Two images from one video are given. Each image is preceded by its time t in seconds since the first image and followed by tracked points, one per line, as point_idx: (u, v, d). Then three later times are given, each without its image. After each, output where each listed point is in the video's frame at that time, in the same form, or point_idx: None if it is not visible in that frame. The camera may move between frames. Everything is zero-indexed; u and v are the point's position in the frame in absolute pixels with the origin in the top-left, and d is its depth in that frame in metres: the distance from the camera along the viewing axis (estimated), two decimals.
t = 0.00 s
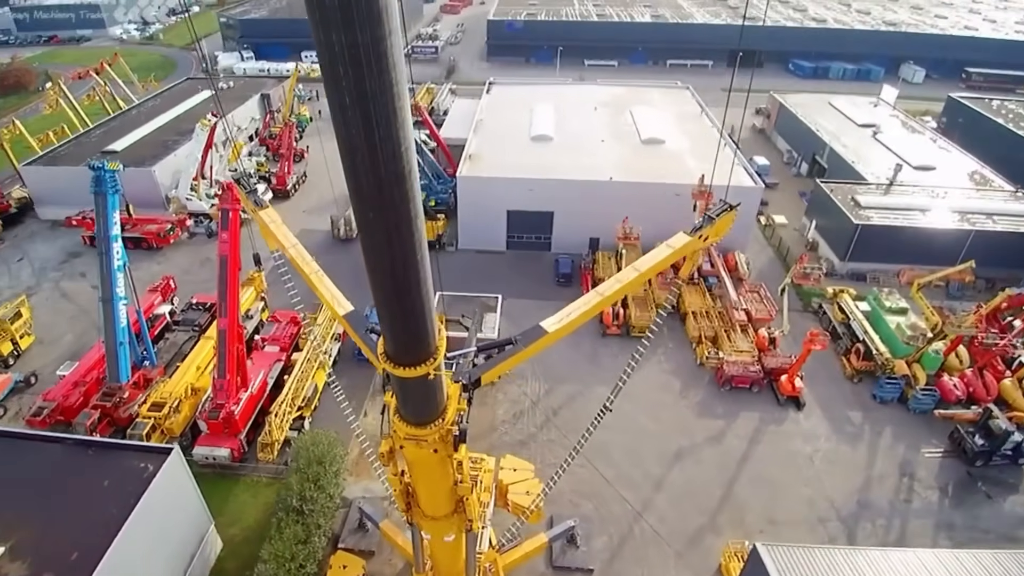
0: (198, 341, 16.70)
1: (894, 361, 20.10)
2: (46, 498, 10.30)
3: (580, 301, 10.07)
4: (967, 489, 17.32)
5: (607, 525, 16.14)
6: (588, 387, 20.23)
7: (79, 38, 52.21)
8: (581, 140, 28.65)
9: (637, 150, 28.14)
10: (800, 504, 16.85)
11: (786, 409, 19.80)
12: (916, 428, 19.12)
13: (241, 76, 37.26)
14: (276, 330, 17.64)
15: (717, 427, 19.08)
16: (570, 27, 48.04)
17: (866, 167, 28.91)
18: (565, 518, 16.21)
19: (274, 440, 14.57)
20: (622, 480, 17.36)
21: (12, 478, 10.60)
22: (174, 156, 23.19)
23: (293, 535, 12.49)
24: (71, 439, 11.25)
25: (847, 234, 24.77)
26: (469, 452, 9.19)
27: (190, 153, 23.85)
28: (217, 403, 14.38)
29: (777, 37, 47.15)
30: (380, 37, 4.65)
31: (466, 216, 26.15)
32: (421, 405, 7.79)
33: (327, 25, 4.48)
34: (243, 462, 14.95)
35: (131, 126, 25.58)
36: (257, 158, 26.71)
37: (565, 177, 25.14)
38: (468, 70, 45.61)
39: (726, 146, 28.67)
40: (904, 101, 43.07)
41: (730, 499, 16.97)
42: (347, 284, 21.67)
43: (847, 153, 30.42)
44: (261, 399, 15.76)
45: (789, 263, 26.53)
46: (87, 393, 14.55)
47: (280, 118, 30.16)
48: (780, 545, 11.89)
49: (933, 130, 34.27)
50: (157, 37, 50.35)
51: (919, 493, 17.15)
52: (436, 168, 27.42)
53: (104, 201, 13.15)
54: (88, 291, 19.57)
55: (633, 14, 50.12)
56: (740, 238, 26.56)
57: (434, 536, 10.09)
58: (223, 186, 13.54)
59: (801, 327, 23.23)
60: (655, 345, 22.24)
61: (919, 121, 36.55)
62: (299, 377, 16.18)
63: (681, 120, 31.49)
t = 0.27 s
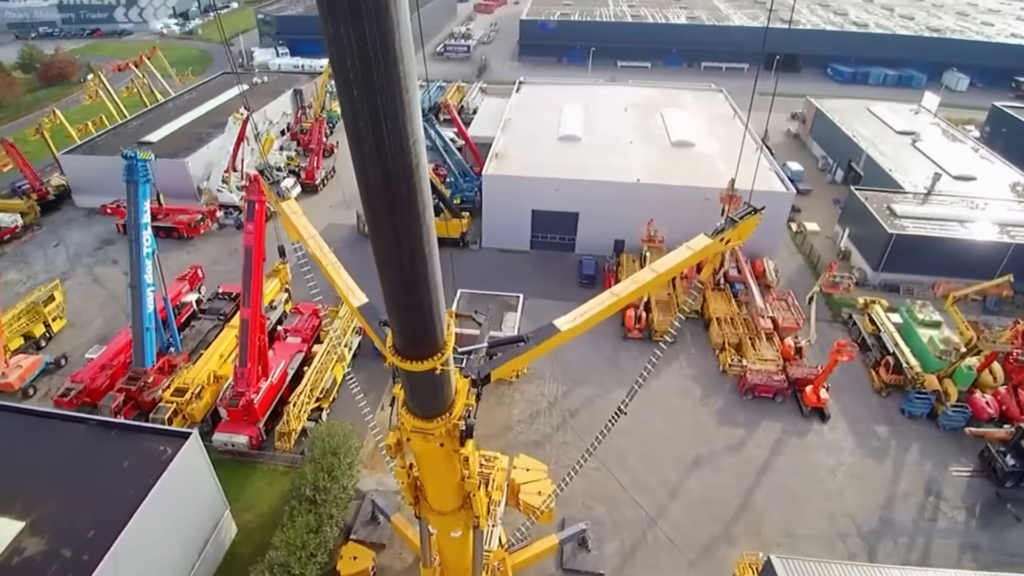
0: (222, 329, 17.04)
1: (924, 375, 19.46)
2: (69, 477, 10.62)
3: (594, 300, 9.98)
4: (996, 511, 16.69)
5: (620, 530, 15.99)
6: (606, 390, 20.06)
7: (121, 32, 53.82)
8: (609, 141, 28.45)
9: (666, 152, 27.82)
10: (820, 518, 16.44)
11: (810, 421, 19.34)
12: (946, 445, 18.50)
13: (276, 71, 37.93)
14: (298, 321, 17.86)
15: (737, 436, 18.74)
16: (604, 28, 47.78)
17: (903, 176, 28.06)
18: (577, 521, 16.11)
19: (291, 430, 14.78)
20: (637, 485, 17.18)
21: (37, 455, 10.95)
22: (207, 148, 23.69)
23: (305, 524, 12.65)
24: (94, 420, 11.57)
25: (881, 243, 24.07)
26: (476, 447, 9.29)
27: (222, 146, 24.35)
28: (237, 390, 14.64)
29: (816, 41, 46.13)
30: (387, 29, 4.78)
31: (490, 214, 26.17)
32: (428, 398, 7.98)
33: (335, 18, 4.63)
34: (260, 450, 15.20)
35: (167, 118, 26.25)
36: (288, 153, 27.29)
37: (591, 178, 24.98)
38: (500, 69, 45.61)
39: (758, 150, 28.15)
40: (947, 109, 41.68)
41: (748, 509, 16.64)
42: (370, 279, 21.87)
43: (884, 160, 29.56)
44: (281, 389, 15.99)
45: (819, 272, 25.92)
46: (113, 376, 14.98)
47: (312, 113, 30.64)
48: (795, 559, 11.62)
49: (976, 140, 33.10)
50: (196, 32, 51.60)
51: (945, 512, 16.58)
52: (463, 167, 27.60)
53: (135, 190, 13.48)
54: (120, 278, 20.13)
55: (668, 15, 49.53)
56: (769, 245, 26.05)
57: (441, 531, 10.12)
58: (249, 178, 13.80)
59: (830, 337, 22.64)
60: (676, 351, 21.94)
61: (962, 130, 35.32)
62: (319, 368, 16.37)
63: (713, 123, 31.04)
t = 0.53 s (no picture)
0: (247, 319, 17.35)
1: (958, 392, 18.78)
2: (93, 455, 10.94)
3: (611, 300, 9.86)
4: None
5: (634, 535, 15.82)
6: (626, 393, 19.86)
7: (163, 26, 55.33)
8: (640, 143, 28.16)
9: (697, 155, 27.44)
10: (841, 533, 15.99)
11: (835, 433, 18.84)
12: (978, 464, 17.83)
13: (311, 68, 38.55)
14: (322, 313, 18.07)
15: (759, 446, 18.36)
16: (638, 29, 47.28)
17: (944, 186, 27.13)
18: (590, 524, 15.97)
19: (311, 420, 14.98)
20: (653, 491, 16.97)
21: (65, 433, 11.33)
22: (240, 141, 24.20)
23: (319, 513, 12.81)
24: (120, 402, 11.91)
25: (917, 254, 23.33)
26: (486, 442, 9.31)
27: (255, 139, 24.84)
28: (260, 379, 14.89)
29: (857, 45, 44.91)
30: (398, 21, 4.91)
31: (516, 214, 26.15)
32: (437, 390, 8.05)
33: (350, 10, 4.79)
34: (280, 438, 15.44)
35: (204, 111, 26.90)
36: (318, 148, 27.79)
37: (618, 179, 24.78)
38: (532, 69, 45.58)
39: (792, 155, 27.55)
40: (992, 119, 40.23)
41: (767, 520, 16.28)
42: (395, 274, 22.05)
43: (924, 169, 28.64)
44: (303, 379, 16.21)
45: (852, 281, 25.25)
46: (141, 360, 15.40)
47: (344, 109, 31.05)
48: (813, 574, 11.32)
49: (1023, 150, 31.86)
50: (235, 27, 52.76)
51: (974, 533, 16.00)
52: (491, 165, 27.62)
53: (167, 179, 13.79)
54: (152, 265, 20.68)
55: (705, 17, 48.84)
56: (801, 252, 25.47)
57: (451, 525, 10.14)
58: (277, 171, 14.07)
59: (860, 349, 22.03)
60: (700, 357, 21.61)
61: (1008, 140, 34.02)
62: (340, 360, 16.54)
63: (746, 126, 30.50)
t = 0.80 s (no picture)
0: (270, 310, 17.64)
1: (988, 408, 18.12)
2: (115, 437, 11.23)
3: (627, 300, 9.75)
4: None
5: (646, 541, 15.65)
6: (644, 397, 19.65)
7: (199, 22, 56.60)
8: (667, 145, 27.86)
9: (726, 158, 27.04)
10: (861, 548, 15.60)
11: (859, 446, 18.37)
12: (1008, 484, 17.22)
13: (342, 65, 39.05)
14: (343, 307, 18.25)
15: (779, 455, 18.00)
16: (670, 30, 46.82)
17: (982, 196, 26.25)
18: (603, 527, 15.85)
19: (328, 411, 15.15)
20: (669, 496, 16.76)
21: (89, 415, 11.65)
22: (269, 135, 24.63)
23: (332, 503, 12.95)
24: (142, 386, 12.20)
25: (951, 265, 22.61)
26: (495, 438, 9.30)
27: (284, 134, 25.25)
28: (279, 369, 15.11)
29: (895, 50, 43.74)
30: (409, 12, 4.97)
31: (540, 213, 26.09)
32: (447, 383, 8.08)
33: None
34: (297, 428, 15.66)
35: (236, 105, 27.42)
36: (346, 144, 28.12)
37: (643, 181, 24.56)
38: (561, 69, 45.41)
39: (825, 161, 26.96)
40: None
41: (784, 531, 15.96)
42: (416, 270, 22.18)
43: (962, 178, 27.76)
44: (322, 371, 16.40)
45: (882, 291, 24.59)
46: (165, 347, 15.79)
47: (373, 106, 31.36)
48: None
49: None
50: (269, 24, 53.64)
51: (999, 554, 15.48)
52: (516, 165, 27.60)
53: (195, 170, 14.07)
54: (180, 255, 21.16)
55: (739, 20, 48.08)
56: (830, 259, 24.90)
57: (459, 520, 10.17)
58: (302, 164, 14.21)
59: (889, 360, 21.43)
60: (721, 362, 21.27)
61: None
62: (358, 353, 16.68)
63: (777, 130, 29.95)
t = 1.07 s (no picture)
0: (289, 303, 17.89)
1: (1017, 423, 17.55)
2: (132, 421, 11.49)
3: (641, 299, 9.63)
4: None
5: (657, 545, 15.50)
6: (659, 400, 19.46)
7: (231, 18, 57.68)
8: (691, 146, 27.56)
9: (750, 160, 26.67)
10: (878, 561, 15.24)
11: (879, 457, 17.95)
12: None
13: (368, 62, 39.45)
14: (360, 301, 18.43)
15: (796, 464, 17.68)
16: (698, 31, 46.27)
17: (1017, 205, 25.45)
18: (613, 529, 15.73)
19: (342, 403, 15.30)
20: (682, 501, 16.58)
21: (108, 398, 11.94)
22: (294, 130, 24.98)
23: (343, 494, 13.07)
24: (160, 372, 12.46)
25: (982, 275, 21.98)
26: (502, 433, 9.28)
27: (309, 129, 25.57)
28: (296, 360, 15.32)
29: (930, 54, 42.57)
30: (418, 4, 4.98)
31: (560, 213, 25.99)
32: (454, 376, 8.09)
33: None
34: (312, 419, 15.86)
35: (262, 100, 27.85)
36: (369, 140, 28.39)
37: (664, 182, 24.36)
38: (586, 69, 45.22)
39: (854, 166, 26.41)
40: None
41: (798, 541, 15.67)
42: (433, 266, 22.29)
43: (996, 186, 26.96)
44: (338, 364, 16.59)
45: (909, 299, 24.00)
46: (186, 335, 16.13)
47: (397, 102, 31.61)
48: None
49: None
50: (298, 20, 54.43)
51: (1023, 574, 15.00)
52: (538, 164, 27.59)
53: (218, 162, 14.28)
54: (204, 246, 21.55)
55: (770, 21, 47.34)
56: (855, 266, 24.39)
57: (466, 515, 10.17)
58: (323, 158, 14.30)
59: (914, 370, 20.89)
60: (740, 368, 20.97)
61: None
62: (374, 347, 16.82)
63: (804, 133, 29.45)
